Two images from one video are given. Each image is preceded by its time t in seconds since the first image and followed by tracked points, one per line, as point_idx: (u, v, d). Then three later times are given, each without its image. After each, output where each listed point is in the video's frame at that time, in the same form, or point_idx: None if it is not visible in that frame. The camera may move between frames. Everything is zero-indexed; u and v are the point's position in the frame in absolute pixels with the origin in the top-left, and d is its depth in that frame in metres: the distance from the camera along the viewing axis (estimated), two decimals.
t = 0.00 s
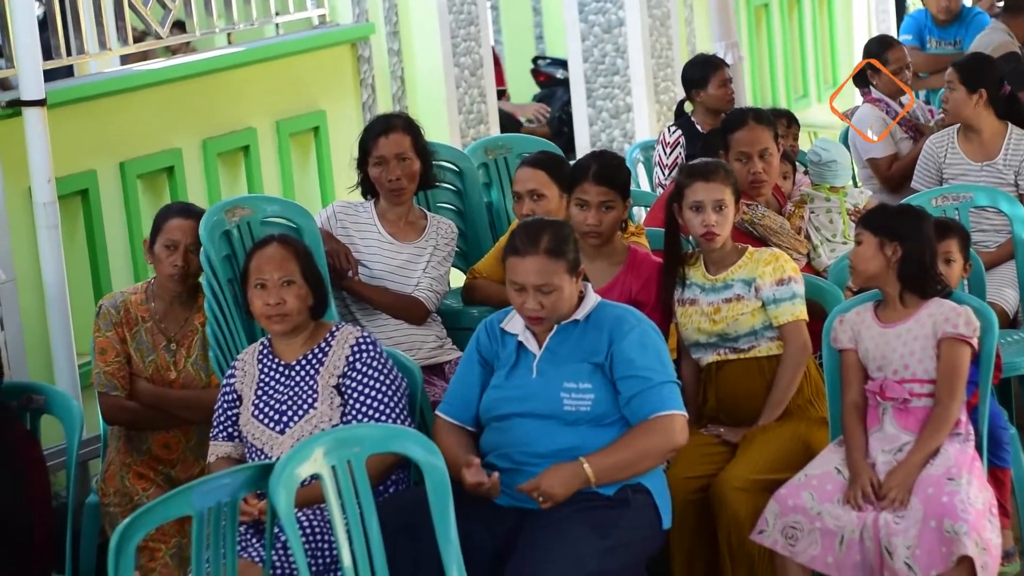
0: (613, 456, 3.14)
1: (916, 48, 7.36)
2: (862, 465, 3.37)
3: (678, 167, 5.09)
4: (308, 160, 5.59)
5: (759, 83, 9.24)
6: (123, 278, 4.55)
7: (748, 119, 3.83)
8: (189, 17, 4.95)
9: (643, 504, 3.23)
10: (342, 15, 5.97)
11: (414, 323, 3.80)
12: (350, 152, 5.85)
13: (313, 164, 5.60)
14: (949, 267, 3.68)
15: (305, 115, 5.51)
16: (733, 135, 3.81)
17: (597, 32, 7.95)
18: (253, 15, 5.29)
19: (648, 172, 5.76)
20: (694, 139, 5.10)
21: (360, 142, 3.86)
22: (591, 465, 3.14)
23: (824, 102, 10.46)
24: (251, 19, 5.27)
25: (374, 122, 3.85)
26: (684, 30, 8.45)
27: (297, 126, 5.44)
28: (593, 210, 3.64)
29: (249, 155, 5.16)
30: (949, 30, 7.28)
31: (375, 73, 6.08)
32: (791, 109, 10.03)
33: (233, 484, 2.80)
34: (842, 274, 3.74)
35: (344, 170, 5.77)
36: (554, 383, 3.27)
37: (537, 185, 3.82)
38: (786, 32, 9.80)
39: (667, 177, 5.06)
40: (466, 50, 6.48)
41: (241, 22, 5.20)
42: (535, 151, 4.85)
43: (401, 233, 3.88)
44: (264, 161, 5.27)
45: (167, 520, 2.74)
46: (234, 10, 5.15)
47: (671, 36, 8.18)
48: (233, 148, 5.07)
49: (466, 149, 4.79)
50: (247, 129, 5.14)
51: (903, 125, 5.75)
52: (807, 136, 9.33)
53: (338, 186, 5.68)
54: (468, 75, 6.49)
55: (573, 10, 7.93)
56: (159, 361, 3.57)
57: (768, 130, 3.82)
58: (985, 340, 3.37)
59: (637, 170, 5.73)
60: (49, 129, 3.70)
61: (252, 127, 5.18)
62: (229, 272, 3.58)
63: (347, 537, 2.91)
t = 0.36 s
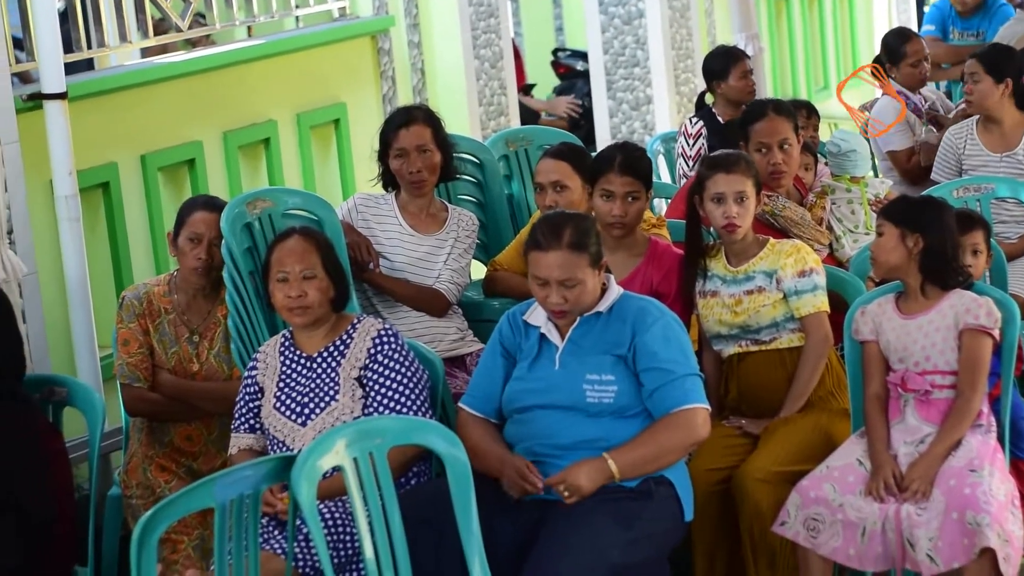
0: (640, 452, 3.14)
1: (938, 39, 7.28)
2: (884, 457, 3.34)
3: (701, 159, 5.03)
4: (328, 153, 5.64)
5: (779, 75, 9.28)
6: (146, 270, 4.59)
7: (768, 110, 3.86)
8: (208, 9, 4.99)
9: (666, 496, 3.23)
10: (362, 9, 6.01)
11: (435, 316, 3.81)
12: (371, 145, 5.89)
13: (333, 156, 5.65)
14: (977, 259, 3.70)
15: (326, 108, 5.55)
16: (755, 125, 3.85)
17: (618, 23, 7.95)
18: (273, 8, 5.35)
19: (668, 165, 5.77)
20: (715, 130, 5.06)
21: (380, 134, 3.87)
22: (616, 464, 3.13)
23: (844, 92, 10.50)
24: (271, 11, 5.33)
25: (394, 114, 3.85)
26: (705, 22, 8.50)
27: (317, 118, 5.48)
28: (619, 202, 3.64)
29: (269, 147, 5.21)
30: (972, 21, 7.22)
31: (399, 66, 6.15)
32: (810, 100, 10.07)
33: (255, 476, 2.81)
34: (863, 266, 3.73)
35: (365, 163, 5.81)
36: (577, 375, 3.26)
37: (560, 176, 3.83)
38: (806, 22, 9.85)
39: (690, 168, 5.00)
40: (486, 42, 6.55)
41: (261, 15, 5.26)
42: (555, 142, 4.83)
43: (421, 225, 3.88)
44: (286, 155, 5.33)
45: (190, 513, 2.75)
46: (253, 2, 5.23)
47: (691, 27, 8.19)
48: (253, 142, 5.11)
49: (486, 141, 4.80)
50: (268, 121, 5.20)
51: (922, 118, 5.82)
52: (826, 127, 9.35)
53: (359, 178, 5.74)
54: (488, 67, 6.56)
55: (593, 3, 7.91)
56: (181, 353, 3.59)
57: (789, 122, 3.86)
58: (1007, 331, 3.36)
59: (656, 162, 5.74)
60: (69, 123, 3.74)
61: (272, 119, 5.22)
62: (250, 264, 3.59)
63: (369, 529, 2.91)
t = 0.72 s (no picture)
0: (662, 442, 3.13)
1: (960, 23, 7.09)
2: (907, 444, 3.32)
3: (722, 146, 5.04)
4: (350, 142, 5.66)
5: (800, 62, 9.27)
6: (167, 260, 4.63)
7: (789, 97, 3.88)
8: None
9: (688, 484, 3.22)
10: None
11: (457, 305, 3.81)
12: (393, 133, 5.92)
13: (355, 146, 5.67)
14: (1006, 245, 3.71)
15: (348, 96, 5.57)
16: (775, 113, 3.86)
17: (638, 10, 7.92)
18: None
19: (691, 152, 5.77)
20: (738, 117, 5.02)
21: (401, 124, 3.86)
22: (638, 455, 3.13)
23: (866, 79, 10.49)
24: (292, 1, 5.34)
25: (415, 104, 3.85)
26: (726, 9, 8.51)
27: (338, 107, 5.49)
28: (642, 189, 3.65)
29: (291, 137, 5.23)
30: (997, 6, 7.00)
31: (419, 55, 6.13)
32: (832, 86, 10.07)
33: (278, 466, 2.82)
34: (885, 253, 3.75)
35: (386, 153, 5.83)
36: (600, 363, 3.26)
37: (584, 164, 3.84)
38: (827, 9, 9.84)
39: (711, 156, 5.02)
40: (507, 30, 6.62)
41: (282, 5, 5.27)
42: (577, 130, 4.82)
43: (443, 214, 3.88)
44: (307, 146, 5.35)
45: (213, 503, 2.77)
46: None
47: (712, 14, 8.19)
48: (274, 131, 5.13)
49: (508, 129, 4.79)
50: (290, 111, 5.22)
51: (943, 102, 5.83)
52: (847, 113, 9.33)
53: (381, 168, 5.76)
54: (509, 56, 6.64)
55: None
56: (204, 344, 3.60)
57: (810, 107, 3.87)
58: None
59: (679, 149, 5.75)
60: (91, 114, 3.76)
61: (293, 108, 5.24)
62: (272, 254, 3.60)
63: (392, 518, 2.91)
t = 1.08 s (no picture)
0: (682, 442, 3.13)
1: (975, 22, 6.91)
2: (927, 441, 3.31)
3: (738, 143, 5.05)
4: (368, 140, 5.67)
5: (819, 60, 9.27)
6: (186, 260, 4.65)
7: (806, 94, 3.89)
8: None
9: (707, 483, 3.22)
10: None
11: (475, 304, 3.81)
12: (411, 131, 5.93)
13: (373, 144, 5.68)
14: None
15: (365, 95, 5.58)
16: (794, 109, 3.89)
17: (655, 8, 7.92)
18: None
19: (709, 149, 5.77)
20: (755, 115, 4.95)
21: (419, 121, 3.86)
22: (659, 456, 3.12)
23: (883, 77, 10.47)
24: None
25: (433, 101, 3.84)
26: (744, 7, 8.51)
27: (356, 105, 5.51)
28: (662, 187, 3.66)
29: (308, 135, 5.25)
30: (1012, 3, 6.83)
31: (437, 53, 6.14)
32: (849, 84, 10.06)
33: (297, 464, 2.81)
34: (904, 250, 3.76)
35: (404, 151, 5.84)
36: (618, 361, 3.25)
37: (603, 162, 3.84)
38: (845, 5, 9.83)
39: (726, 152, 5.05)
40: (524, 27, 6.62)
41: (300, 2, 5.29)
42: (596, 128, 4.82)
43: (461, 212, 3.88)
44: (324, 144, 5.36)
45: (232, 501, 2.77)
46: None
47: (729, 12, 8.17)
48: (292, 129, 5.15)
49: (525, 127, 4.79)
50: (308, 108, 5.24)
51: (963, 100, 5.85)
52: (864, 111, 9.30)
53: (399, 166, 5.78)
54: (527, 53, 6.64)
55: None
56: (223, 342, 3.60)
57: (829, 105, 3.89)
58: None
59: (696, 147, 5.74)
60: (108, 112, 3.78)
61: (311, 107, 5.26)
62: (291, 252, 3.61)
63: (411, 516, 2.92)
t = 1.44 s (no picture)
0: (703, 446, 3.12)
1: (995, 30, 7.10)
2: (952, 447, 3.29)
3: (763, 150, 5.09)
4: (390, 147, 5.70)
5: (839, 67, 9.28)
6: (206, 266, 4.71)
7: (828, 100, 3.95)
8: (269, 5, 5.07)
9: (729, 489, 3.21)
10: (422, 3, 5.96)
11: (496, 310, 3.81)
12: (432, 138, 5.96)
13: (394, 151, 5.71)
14: None
15: (386, 102, 5.60)
16: (816, 116, 3.94)
17: (677, 15, 7.90)
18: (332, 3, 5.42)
19: (731, 157, 5.77)
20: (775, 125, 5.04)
21: (441, 128, 3.87)
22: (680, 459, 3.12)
23: (904, 84, 10.47)
24: (331, 6, 5.38)
25: (455, 108, 3.85)
26: (765, 14, 8.53)
27: (377, 113, 5.53)
28: (687, 194, 3.66)
29: (330, 143, 5.28)
30: None
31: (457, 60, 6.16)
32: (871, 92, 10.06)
33: (320, 471, 2.82)
34: (927, 257, 3.76)
35: (426, 158, 5.87)
36: (640, 367, 3.25)
37: (626, 169, 3.85)
38: (865, 11, 9.85)
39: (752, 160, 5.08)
40: (546, 35, 6.61)
41: (321, 10, 5.32)
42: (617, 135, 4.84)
43: (483, 219, 3.88)
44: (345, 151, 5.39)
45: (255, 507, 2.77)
46: None
47: (751, 19, 8.20)
48: (314, 136, 5.19)
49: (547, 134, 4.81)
50: (330, 116, 5.27)
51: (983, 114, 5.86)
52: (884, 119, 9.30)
53: (420, 173, 5.80)
54: (548, 61, 6.64)
55: None
56: (245, 349, 3.61)
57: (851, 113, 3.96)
58: None
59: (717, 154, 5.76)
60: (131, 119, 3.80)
61: (332, 114, 5.30)
62: (313, 259, 3.62)
63: (433, 523, 2.92)
